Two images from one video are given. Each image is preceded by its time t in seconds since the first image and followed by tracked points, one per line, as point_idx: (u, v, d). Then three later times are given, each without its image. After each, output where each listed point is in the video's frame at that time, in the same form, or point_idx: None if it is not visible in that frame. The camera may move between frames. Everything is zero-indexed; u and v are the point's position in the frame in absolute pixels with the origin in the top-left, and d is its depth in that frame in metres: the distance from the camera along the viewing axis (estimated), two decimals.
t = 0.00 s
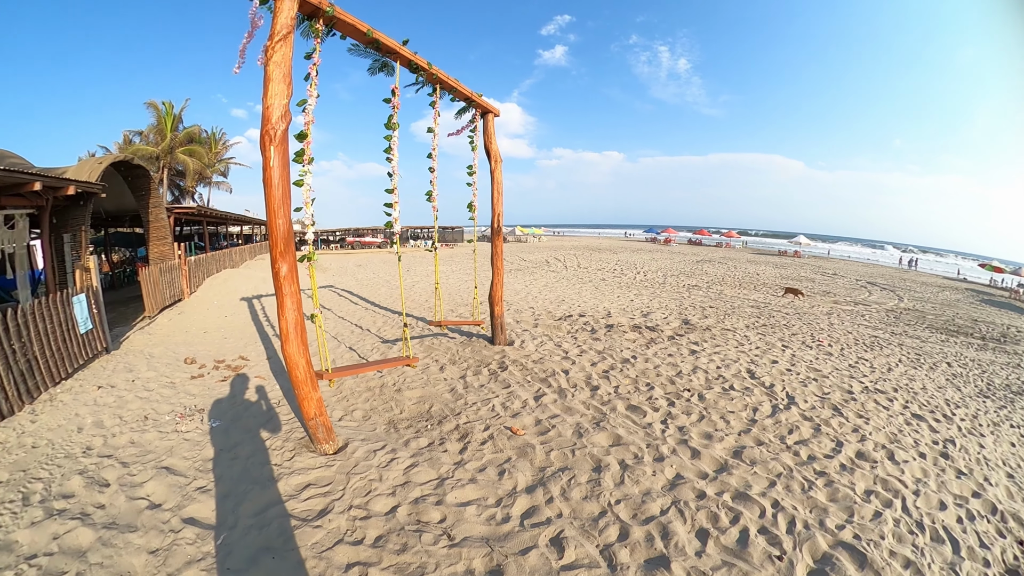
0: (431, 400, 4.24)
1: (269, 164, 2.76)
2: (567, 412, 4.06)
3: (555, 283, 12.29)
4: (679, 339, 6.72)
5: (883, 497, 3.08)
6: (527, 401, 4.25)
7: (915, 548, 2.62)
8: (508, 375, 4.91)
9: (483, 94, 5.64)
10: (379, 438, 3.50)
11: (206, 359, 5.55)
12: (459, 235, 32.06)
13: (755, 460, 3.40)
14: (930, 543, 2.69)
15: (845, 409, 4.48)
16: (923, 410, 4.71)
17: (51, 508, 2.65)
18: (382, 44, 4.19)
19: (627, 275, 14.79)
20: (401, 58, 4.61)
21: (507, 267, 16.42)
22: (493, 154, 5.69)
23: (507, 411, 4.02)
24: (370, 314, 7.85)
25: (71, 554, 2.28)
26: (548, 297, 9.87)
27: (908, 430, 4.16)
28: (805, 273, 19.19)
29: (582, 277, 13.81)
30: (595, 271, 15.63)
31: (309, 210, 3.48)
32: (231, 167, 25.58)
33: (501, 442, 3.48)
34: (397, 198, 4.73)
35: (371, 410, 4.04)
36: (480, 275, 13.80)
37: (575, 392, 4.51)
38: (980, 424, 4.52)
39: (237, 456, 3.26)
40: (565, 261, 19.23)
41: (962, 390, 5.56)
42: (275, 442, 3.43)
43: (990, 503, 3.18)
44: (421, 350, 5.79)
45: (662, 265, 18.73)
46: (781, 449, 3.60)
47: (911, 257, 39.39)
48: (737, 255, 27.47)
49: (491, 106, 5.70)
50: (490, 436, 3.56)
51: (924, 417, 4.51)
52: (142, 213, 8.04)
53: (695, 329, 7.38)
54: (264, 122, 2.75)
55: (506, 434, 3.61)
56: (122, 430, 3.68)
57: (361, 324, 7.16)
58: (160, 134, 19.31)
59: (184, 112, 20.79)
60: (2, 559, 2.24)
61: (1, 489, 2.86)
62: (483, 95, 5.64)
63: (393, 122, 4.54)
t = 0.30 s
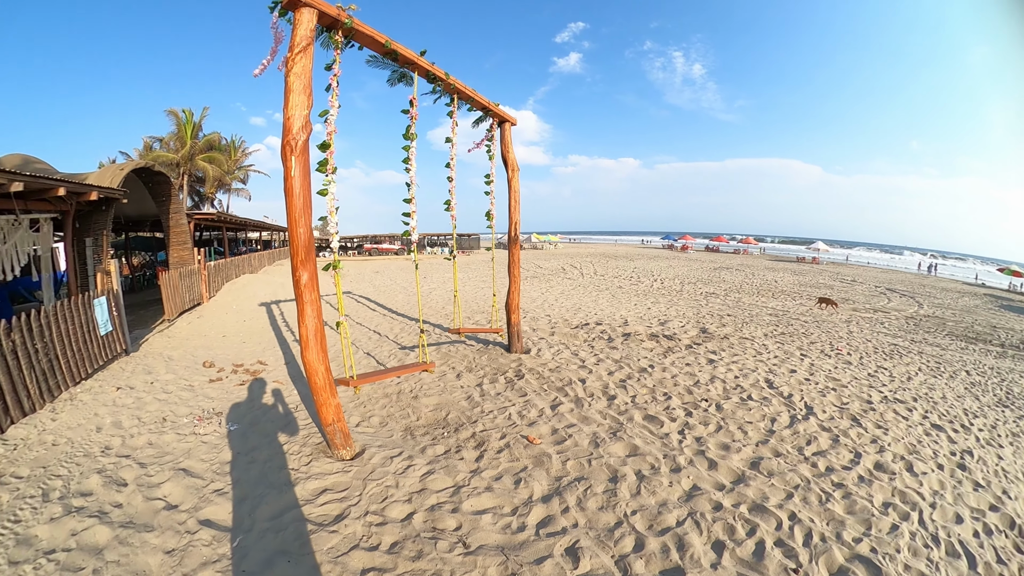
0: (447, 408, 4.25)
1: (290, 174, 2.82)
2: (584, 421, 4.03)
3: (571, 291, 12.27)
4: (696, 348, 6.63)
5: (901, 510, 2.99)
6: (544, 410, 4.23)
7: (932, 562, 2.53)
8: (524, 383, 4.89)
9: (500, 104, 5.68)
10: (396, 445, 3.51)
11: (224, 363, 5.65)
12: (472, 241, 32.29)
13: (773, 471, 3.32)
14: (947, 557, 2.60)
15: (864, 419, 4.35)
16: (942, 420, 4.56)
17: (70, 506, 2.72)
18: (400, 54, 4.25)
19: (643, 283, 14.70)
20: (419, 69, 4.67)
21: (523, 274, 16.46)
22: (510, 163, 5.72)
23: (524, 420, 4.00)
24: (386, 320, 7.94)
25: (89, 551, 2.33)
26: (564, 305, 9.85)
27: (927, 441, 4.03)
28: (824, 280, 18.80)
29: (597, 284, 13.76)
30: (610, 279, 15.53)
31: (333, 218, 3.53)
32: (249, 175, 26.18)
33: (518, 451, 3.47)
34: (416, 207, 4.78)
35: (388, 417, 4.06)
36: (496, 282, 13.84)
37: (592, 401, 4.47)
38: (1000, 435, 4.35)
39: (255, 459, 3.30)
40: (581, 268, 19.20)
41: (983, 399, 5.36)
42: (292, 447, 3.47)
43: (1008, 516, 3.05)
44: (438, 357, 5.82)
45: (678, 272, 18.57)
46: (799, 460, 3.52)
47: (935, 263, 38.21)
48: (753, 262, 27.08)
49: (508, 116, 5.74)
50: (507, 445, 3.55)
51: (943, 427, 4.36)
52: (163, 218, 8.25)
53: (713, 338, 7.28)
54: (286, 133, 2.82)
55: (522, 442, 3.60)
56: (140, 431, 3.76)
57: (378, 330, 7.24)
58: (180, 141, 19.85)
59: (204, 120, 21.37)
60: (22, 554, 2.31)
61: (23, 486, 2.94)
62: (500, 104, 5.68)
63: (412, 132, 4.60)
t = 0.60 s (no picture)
0: (460, 417, 4.25)
1: (306, 187, 2.87)
2: (597, 432, 4.00)
3: (583, 299, 12.23)
4: (710, 357, 6.55)
5: (914, 520, 2.91)
6: (557, 421, 4.20)
7: None
8: (537, 393, 4.87)
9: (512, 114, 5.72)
10: (409, 455, 3.51)
11: (238, 370, 5.72)
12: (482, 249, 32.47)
13: (787, 482, 3.26)
14: (961, 570, 2.52)
15: (878, 429, 4.25)
16: (957, 428, 4.43)
17: (84, 508, 2.76)
18: (413, 67, 4.30)
19: (655, 291, 14.61)
20: (431, 82, 4.72)
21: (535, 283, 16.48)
22: (522, 173, 5.75)
23: (536, 431, 3.98)
24: (398, 329, 7.99)
25: (101, 553, 2.36)
26: (575, 314, 9.82)
27: (941, 449, 3.92)
28: (838, 286, 18.49)
29: (609, 293, 13.70)
30: (622, 287, 15.47)
31: (350, 229, 3.58)
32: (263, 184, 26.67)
33: (530, 461, 3.45)
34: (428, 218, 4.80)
35: (400, 426, 4.07)
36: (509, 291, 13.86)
37: (604, 412, 4.44)
38: (1016, 443, 4.21)
39: (269, 467, 3.33)
40: (593, 277, 19.17)
41: (1000, 406, 5.19)
42: (304, 455, 3.49)
43: None
44: (450, 366, 5.83)
45: (690, 280, 18.43)
46: (813, 471, 3.44)
47: (953, 267, 37.29)
48: (765, 268, 26.77)
49: (519, 126, 5.77)
50: (520, 455, 3.53)
51: (957, 435, 4.24)
52: (178, 226, 8.42)
53: (726, 347, 7.18)
54: (301, 146, 2.87)
55: (535, 453, 3.58)
56: (154, 436, 3.82)
57: (390, 339, 7.28)
58: (195, 150, 20.32)
59: (218, 130, 21.84)
60: (37, 554, 2.35)
61: (38, 487, 3.01)
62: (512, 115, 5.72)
63: (425, 144, 4.64)
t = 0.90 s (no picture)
0: (469, 428, 4.23)
1: (316, 199, 2.91)
2: (606, 443, 3.96)
3: (591, 308, 12.19)
4: (719, 366, 6.48)
5: (924, 529, 2.85)
6: (565, 431, 4.17)
7: None
8: (545, 404, 4.85)
9: (519, 125, 5.76)
10: (418, 465, 3.51)
11: (247, 379, 5.76)
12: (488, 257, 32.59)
13: (797, 492, 3.20)
14: None
15: (889, 436, 4.17)
16: (968, 434, 4.33)
17: (92, 513, 2.78)
18: (421, 79, 4.36)
19: (662, 299, 14.54)
20: (439, 93, 4.77)
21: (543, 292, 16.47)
22: (530, 183, 5.77)
23: (545, 441, 3.96)
24: (406, 339, 8.01)
25: (109, 559, 2.38)
26: (584, 323, 9.78)
27: (950, 456, 3.84)
28: (848, 292, 18.26)
29: (617, 302, 13.64)
30: (630, 295, 15.41)
31: (361, 240, 3.62)
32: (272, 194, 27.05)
33: (539, 472, 3.42)
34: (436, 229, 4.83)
35: (408, 436, 4.07)
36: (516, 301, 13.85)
37: (613, 422, 4.40)
38: None
39: (277, 476, 3.33)
40: (600, 285, 19.13)
41: (1013, 411, 5.06)
42: (311, 464, 3.50)
43: None
44: (458, 376, 5.83)
45: (699, 288, 18.33)
46: (823, 480, 3.38)
47: (965, 270, 36.69)
48: (772, 274, 26.56)
49: (527, 137, 5.81)
50: (528, 466, 3.51)
51: (968, 442, 4.15)
52: (188, 234, 8.54)
53: (736, 355, 7.11)
54: (311, 159, 2.91)
55: (544, 464, 3.55)
56: (162, 443, 3.84)
57: (399, 348, 7.30)
58: (205, 159, 20.69)
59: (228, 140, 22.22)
60: (45, 558, 2.37)
61: (47, 491, 3.04)
62: (519, 126, 5.76)
63: (433, 156, 4.68)
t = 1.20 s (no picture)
0: (473, 437, 4.21)
1: (321, 210, 2.93)
2: (611, 452, 3.93)
3: (595, 316, 12.16)
4: (724, 373, 6.44)
5: (933, 536, 2.80)
6: (570, 441, 4.15)
7: None
8: (550, 413, 4.83)
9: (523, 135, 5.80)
10: (422, 475, 3.49)
11: (251, 387, 5.77)
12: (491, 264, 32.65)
13: (803, 500, 3.16)
14: None
15: (896, 442, 4.12)
16: (977, 438, 4.27)
17: (95, 518, 2.78)
18: (425, 89, 4.41)
19: (667, 307, 14.51)
20: (444, 104, 4.82)
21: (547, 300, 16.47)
22: (534, 193, 5.79)
23: (549, 451, 3.93)
24: (410, 347, 8.01)
25: (111, 565, 2.37)
26: (588, 331, 9.75)
27: (959, 461, 3.78)
28: (854, 297, 18.14)
29: (621, 309, 13.61)
30: (634, 303, 15.38)
31: (363, 250, 3.63)
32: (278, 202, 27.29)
33: (543, 482, 3.40)
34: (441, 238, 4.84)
35: (412, 445, 4.06)
36: (520, 309, 13.84)
37: (618, 432, 4.37)
38: None
39: (281, 484, 3.32)
40: (604, 293, 19.11)
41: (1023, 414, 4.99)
42: (315, 473, 3.49)
43: None
44: (463, 385, 5.81)
45: (703, 295, 18.28)
46: (830, 488, 3.34)
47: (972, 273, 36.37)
48: (777, 279, 26.46)
49: (530, 146, 5.85)
50: (533, 476, 3.48)
51: (977, 446, 4.08)
52: (193, 242, 8.62)
53: (741, 363, 7.06)
54: (316, 168, 2.94)
55: (548, 473, 3.53)
56: (166, 450, 3.85)
57: (403, 357, 7.30)
58: (211, 167, 20.94)
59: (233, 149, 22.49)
60: (47, 563, 2.37)
61: (50, 496, 3.05)
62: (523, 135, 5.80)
63: (437, 165, 4.71)
